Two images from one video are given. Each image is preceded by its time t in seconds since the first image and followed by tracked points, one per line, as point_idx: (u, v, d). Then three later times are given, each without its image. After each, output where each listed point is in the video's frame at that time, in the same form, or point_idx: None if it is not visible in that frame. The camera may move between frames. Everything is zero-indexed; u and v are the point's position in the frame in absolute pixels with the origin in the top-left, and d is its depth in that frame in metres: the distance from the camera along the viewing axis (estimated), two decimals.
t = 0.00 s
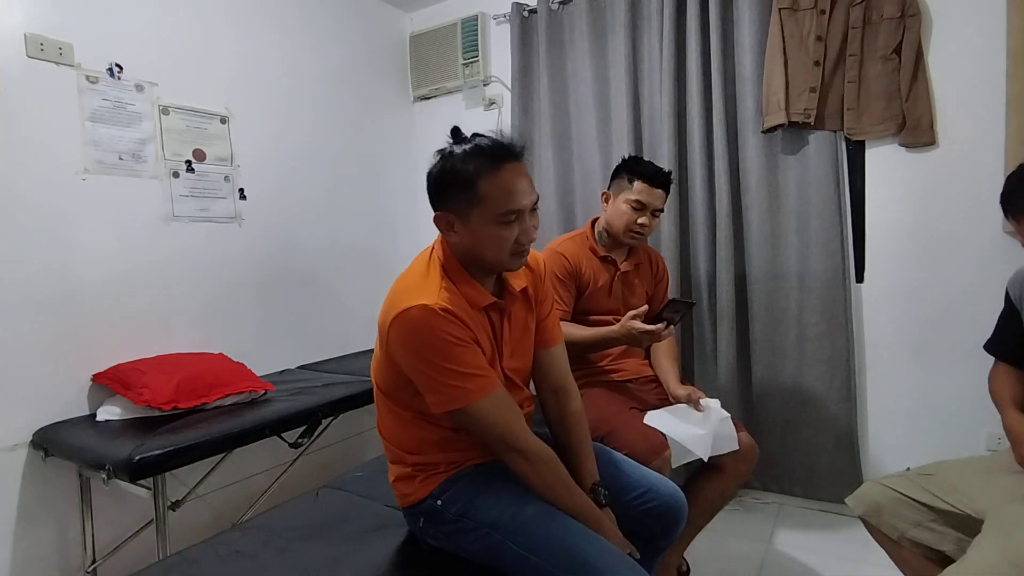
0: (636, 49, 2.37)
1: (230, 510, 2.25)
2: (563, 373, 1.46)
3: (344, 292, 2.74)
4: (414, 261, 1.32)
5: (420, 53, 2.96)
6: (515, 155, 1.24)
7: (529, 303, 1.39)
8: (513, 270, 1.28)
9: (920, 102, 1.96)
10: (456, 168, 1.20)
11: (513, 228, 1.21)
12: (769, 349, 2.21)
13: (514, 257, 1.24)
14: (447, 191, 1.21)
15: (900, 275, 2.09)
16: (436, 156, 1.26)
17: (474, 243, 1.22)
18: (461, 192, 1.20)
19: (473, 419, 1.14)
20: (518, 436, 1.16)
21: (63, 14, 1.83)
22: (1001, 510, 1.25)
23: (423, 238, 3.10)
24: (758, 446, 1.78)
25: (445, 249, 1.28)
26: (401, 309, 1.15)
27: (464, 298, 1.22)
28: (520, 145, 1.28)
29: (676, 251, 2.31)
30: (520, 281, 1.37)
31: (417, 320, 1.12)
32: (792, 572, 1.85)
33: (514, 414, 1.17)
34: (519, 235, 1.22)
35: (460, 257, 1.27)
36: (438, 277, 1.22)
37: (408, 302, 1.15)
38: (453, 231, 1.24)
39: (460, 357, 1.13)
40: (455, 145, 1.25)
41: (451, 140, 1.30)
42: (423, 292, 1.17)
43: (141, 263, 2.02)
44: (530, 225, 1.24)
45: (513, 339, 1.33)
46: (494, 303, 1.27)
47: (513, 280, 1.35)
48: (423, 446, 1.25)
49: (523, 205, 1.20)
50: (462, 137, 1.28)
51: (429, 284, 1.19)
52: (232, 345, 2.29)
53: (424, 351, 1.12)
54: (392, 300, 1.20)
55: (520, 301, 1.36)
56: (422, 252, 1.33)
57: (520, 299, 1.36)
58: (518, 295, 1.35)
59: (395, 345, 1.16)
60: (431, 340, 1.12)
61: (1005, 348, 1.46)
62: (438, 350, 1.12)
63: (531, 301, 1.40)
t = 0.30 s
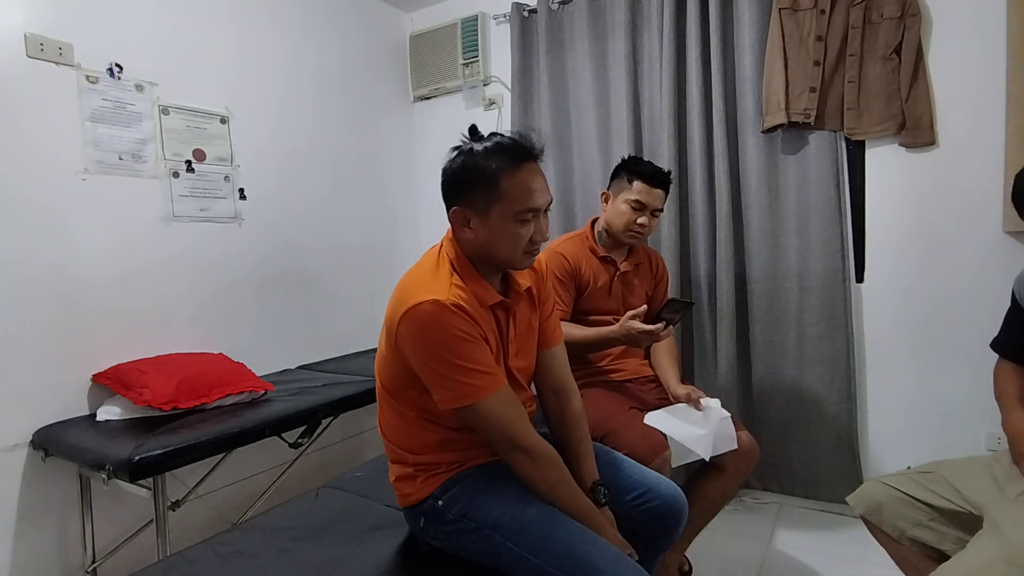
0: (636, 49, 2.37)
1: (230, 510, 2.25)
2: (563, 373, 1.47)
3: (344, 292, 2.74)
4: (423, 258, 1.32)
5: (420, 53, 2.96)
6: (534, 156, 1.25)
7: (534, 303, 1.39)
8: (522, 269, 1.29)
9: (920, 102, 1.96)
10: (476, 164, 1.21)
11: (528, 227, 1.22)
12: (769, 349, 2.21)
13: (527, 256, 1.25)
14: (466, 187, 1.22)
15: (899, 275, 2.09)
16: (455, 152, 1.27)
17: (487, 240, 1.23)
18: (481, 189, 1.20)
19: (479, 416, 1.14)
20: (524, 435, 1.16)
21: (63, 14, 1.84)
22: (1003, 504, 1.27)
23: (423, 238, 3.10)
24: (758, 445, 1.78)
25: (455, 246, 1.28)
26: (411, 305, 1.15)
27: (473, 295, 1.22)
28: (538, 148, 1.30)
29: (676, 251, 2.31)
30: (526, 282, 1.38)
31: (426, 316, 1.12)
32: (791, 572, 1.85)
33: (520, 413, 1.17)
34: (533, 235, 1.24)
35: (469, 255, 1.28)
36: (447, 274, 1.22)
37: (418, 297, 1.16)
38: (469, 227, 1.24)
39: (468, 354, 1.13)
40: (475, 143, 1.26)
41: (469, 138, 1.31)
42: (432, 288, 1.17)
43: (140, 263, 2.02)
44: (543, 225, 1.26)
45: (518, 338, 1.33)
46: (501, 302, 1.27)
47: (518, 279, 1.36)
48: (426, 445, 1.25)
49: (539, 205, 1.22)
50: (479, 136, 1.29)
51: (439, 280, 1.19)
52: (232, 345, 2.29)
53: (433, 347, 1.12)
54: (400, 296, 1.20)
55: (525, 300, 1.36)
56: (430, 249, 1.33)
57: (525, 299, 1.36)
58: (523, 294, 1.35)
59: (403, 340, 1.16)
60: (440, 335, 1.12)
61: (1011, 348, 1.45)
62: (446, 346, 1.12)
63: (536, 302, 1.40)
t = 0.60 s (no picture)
0: (636, 49, 2.37)
1: (230, 510, 2.25)
2: (563, 372, 1.47)
3: (344, 292, 2.74)
4: (423, 256, 1.32)
5: (420, 53, 2.96)
6: (536, 156, 1.26)
7: (533, 302, 1.39)
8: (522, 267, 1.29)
9: (920, 102, 1.96)
10: (479, 162, 1.21)
11: (528, 225, 1.22)
12: (768, 349, 2.21)
13: (527, 254, 1.25)
14: (468, 186, 1.22)
15: (899, 275, 2.09)
16: (457, 150, 1.27)
17: (487, 238, 1.23)
18: (483, 187, 1.20)
19: (478, 414, 1.14)
20: (523, 432, 1.16)
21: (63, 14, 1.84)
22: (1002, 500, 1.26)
23: (423, 238, 3.10)
24: (758, 446, 1.78)
25: (455, 244, 1.28)
26: (411, 302, 1.15)
27: (472, 293, 1.22)
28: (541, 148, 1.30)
29: (676, 251, 2.31)
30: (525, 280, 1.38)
31: (426, 313, 1.12)
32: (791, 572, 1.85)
33: (519, 412, 1.17)
34: (533, 234, 1.24)
35: (470, 253, 1.28)
36: (447, 271, 1.22)
37: (418, 294, 1.16)
38: (470, 224, 1.24)
39: (468, 351, 1.13)
40: (478, 141, 1.26)
41: (472, 137, 1.31)
42: (432, 285, 1.17)
43: (140, 263, 2.02)
44: (544, 224, 1.26)
45: (517, 337, 1.33)
46: (501, 300, 1.28)
47: (517, 277, 1.36)
48: (425, 445, 1.25)
49: (540, 203, 1.22)
50: (482, 135, 1.29)
51: (439, 278, 1.20)
52: (232, 345, 2.29)
53: (433, 344, 1.12)
54: (400, 293, 1.20)
55: (524, 298, 1.36)
56: (430, 247, 1.33)
57: (524, 297, 1.36)
58: (522, 292, 1.35)
59: (403, 337, 1.16)
60: (440, 332, 1.12)
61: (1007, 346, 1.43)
62: (446, 342, 1.12)
63: (535, 301, 1.40)
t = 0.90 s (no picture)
0: (636, 48, 2.37)
1: (230, 510, 2.25)
2: (561, 369, 1.47)
3: (344, 292, 2.74)
4: (420, 256, 1.32)
5: (420, 53, 2.96)
6: (530, 154, 1.26)
7: (530, 301, 1.39)
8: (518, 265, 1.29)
9: (920, 102, 1.96)
10: (473, 162, 1.21)
11: (524, 223, 1.22)
12: (768, 348, 2.21)
13: (523, 252, 1.26)
14: (464, 185, 1.22)
15: (900, 275, 2.09)
16: (451, 151, 1.27)
17: (483, 237, 1.23)
18: (478, 186, 1.20)
19: (477, 413, 1.14)
20: (521, 431, 1.16)
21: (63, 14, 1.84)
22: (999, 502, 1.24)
23: (423, 238, 3.10)
24: (758, 446, 1.78)
25: (451, 243, 1.28)
26: (409, 301, 1.15)
27: (470, 292, 1.22)
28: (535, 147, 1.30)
29: (676, 251, 2.31)
30: (521, 279, 1.38)
31: (424, 312, 1.13)
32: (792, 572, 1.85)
33: (517, 411, 1.17)
34: (528, 232, 1.24)
35: (467, 252, 1.28)
36: (445, 270, 1.22)
37: (415, 294, 1.16)
38: (466, 224, 1.24)
39: (465, 350, 1.13)
40: (473, 141, 1.26)
41: (467, 137, 1.31)
42: (430, 284, 1.17)
43: (140, 263, 2.02)
44: (539, 221, 1.26)
45: (515, 335, 1.33)
46: (498, 299, 1.28)
47: (513, 276, 1.36)
48: (426, 445, 1.25)
49: (535, 201, 1.22)
50: (476, 135, 1.29)
51: (436, 277, 1.20)
52: (231, 345, 2.29)
53: (431, 343, 1.12)
54: (398, 293, 1.20)
55: (521, 297, 1.36)
56: (427, 247, 1.33)
57: (521, 295, 1.36)
58: (519, 291, 1.35)
59: (401, 337, 1.15)
60: (438, 331, 1.12)
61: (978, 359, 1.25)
62: (444, 342, 1.12)
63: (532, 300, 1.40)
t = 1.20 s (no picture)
0: (636, 48, 2.37)
1: (230, 510, 2.25)
2: (561, 368, 1.47)
3: (344, 292, 2.74)
4: (417, 257, 1.32)
5: (420, 53, 2.96)
6: (527, 154, 1.26)
7: (528, 301, 1.39)
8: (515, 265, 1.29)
9: (920, 102, 1.96)
10: (469, 163, 1.21)
11: (521, 223, 1.22)
12: (768, 348, 2.21)
13: (520, 252, 1.26)
14: (459, 186, 1.21)
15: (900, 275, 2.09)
16: (448, 151, 1.27)
17: (480, 238, 1.23)
18: (474, 187, 1.20)
19: (475, 414, 1.14)
20: (520, 432, 1.16)
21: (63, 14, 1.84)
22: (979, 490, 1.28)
23: (423, 238, 3.10)
24: (758, 446, 1.80)
25: (449, 244, 1.28)
26: (406, 303, 1.15)
27: (468, 293, 1.22)
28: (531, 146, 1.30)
29: (676, 251, 2.31)
30: (519, 278, 1.38)
31: (422, 314, 1.12)
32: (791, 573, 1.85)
33: (515, 412, 1.17)
34: (525, 231, 1.24)
35: (464, 253, 1.27)
36: (443, 271, 1.22)
37: (413, 295, 1.16)
38: (462, 225, 1.24)
39: (463, 351, 1.13)
40: (469, 141, 1.25)
41: (463, 137, 1.31)
42: (428, 286, 1.17)
43: (140, 263, 2.02)
44: (536, 221, 1.26)
45: (513, 336, 1.33)
46: (496, 299, 1.28)
47: (510, 276, 1.36)
48: (425, 446, 1.25)
49: (532, 202, 1.22)
50: (472, 135, 1.29)
51: (433, 278, 1.19)
52: (231, 345, 2.29)
53: (429, 345, 1.12)
54: (396, 294, 1.20)
55: (519, 298, 1.36)
56: (425, 248, 1.33)
57: (518, 296, 1.36)
58: (517, 291, 1.35)
59: (399, 338, 1.15)
60: (436, 333, 1.12)
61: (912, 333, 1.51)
62: (442, 343, 1.12)
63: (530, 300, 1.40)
